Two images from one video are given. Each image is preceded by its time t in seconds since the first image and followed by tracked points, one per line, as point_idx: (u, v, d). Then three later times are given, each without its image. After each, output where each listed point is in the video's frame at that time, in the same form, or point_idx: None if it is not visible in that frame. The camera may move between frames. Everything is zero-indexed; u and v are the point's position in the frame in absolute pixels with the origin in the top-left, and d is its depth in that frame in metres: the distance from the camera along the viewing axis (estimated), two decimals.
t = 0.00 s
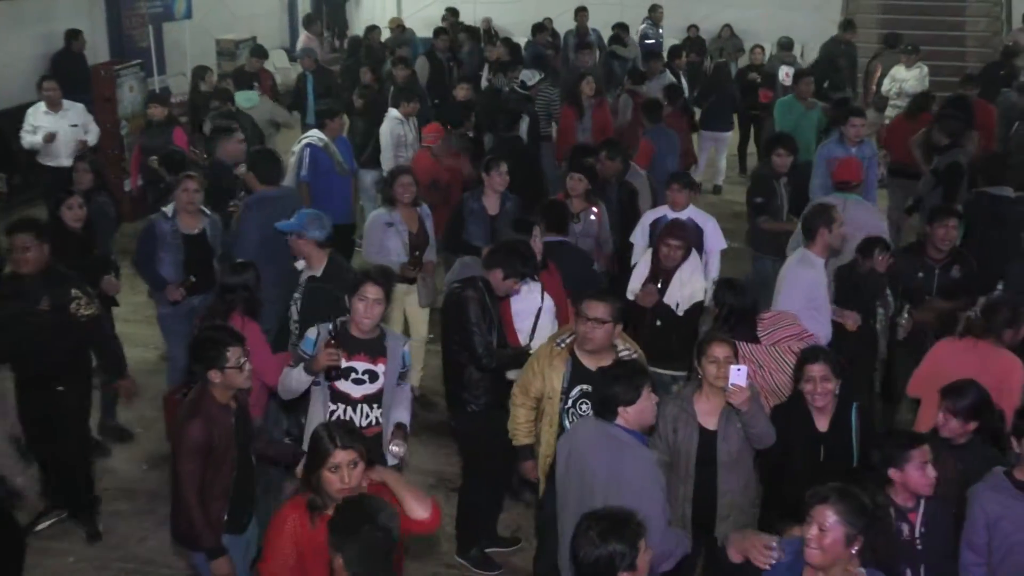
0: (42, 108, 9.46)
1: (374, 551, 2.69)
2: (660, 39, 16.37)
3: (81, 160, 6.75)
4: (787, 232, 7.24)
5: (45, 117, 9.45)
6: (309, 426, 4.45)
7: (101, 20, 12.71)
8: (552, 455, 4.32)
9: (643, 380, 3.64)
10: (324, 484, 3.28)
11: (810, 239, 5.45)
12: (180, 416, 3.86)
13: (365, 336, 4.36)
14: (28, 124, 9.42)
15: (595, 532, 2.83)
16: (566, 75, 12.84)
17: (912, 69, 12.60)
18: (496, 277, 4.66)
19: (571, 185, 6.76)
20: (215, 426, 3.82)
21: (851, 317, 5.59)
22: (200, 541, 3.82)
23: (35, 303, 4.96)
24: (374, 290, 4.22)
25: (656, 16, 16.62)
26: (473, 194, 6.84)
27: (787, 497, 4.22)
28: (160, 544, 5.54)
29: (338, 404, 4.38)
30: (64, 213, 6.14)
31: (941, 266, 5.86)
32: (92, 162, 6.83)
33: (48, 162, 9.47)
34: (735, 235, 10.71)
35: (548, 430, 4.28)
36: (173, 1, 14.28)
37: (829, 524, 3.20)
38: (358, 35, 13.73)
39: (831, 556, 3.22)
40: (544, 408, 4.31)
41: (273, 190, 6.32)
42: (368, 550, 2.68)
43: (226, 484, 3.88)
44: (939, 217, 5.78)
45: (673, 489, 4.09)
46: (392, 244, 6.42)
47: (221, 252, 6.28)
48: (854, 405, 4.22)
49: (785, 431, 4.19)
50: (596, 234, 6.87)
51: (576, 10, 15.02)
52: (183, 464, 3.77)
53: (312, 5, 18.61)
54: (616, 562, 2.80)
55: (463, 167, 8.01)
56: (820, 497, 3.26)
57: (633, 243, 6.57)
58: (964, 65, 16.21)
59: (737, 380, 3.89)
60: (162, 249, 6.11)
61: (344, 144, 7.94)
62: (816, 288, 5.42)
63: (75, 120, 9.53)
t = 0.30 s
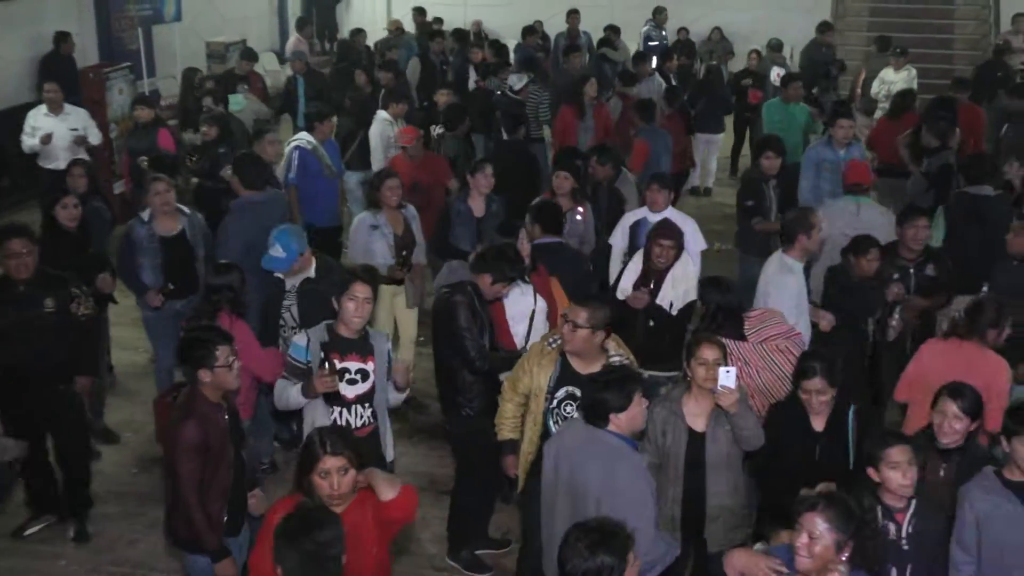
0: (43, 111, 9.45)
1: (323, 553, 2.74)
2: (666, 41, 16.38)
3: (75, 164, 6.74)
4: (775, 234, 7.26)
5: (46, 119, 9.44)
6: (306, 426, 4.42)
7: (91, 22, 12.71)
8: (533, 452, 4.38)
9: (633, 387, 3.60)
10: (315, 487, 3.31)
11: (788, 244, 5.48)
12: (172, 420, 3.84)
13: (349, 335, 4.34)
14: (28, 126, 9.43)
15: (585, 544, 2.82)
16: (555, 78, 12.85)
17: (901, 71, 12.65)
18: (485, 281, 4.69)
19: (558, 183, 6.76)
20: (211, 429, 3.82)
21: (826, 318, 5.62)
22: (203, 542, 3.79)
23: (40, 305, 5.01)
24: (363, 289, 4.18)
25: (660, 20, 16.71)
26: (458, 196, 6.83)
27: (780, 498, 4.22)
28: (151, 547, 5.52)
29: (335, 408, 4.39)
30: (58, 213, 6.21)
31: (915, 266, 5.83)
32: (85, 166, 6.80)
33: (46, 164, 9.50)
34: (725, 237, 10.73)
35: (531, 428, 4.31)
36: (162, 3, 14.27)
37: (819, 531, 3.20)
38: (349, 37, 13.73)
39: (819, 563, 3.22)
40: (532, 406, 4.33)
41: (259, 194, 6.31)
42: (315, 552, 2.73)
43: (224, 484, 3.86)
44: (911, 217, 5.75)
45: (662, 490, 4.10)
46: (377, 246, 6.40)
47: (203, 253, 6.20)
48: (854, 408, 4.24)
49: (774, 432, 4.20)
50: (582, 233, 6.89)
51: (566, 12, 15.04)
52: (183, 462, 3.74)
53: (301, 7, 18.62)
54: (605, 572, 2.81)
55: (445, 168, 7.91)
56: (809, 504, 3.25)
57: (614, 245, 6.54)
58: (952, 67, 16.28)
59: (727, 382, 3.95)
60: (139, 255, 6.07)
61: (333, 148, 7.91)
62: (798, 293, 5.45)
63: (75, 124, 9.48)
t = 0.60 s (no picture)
0: (21, 112, 9.36)
1: (266, 556, 2.72)
2: (650, 46, 16.43)
3: (49, 167, 6.68)
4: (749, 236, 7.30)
5: (23, 120, 9.33)
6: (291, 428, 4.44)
7: (64, 24, 12.62)
8: (501, 462, 4.32)
9: (592, 386, 3.59)
10: (276, 489, 3.33)
11: (758, 248, 5.53)
12: (141, 428, 3.83)
13: (335, 338, 4.33)
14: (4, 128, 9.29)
15: (553, 543, 2.82)
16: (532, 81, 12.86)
17: (875, 74, 12.76)
18: (460, 284, 4.66)
19: (528, 186, 6.73)
20: (185, 436, 3.80)
21: (797, 313, 5.63)
22: (182, 552, 3.76)
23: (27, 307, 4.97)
24: (342, 291, 4.18)
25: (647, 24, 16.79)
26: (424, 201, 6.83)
27: (761, 496, 4.24)
28: (125, 553, 5.48)
29: (317, 409, 4.37)
30: (37, 214, 6.16)
31: (881, 266, 5.81)
32: (62, 168, 6.74)
33: (23, 166, 9.37)
34: (701, 239, 10.75)
35: (496, 437, 4.28)
36: (137, 6, 14.21)
37: (804, 529, 3.01)
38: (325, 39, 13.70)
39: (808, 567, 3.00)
40: (491, 418, 4.30)
41: (235, 198, 6.31)
42: (261, 553, 2.72)
43: (201, 492, 3.85)
44: (870, 218, 5.80)
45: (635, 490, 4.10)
46: (351, 247, 6.39)
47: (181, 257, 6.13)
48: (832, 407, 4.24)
49: (753, 429, 4.24)
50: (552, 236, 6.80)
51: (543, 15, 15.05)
52: (157, 475, 3.72)
53: (277, 10, 18.58)
54: (579, 570, 2.81)
55: (417, 171, 7.89)
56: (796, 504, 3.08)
57: (586, 246, 6.57)
58: (925, 70, 16.38)
59: (697, 380, 3.95)
60: (117, 259, 6.01)
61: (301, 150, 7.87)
62: (766, 298, 5.54)
63: (53, 127, 9.40)
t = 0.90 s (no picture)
0: None
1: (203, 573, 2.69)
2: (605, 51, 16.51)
3: None
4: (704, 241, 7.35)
5: None
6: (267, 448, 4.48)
7: (10, 30, 12.45)
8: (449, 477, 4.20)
9: (522, 378, 3.63)
10: (218, 504, 3.28)
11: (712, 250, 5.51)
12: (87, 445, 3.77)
13: (306, 345, 4.30)
14: None
15: (521, 536, 2.82)
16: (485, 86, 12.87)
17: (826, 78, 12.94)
18: (415, 290, 4.68)
19: (479, 193, 6.69)
20: (132, 455, 3.74)
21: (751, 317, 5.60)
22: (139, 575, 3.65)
23: None
24: (309, 295, 4.17)
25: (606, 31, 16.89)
26: (374, 205, 6.79)
27: (718, 498, 4.28)
28: (76, 564, 5.40)
29: (287, 413, 4.35)
30: None
31: (832, 268, 5.94)
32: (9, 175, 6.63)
33: None
34: (655, 243, 10.83)
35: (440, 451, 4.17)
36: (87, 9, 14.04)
37: (772, 547, 2.93)
38: (278, 44, 13.63)
39: None
40: (432, 434, 4.19)
41: (195, 202, 6.23)
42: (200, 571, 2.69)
43: (151, 510, 3.79)
44: (820, 224, 5.91)
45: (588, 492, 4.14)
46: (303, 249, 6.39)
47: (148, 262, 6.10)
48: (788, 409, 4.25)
49: (712, 433, 4.27)
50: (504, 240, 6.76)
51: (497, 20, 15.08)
52: (105, 498, 3.64)
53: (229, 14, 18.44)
54: (546, 563, 2.81)
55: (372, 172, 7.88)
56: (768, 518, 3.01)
57: (543, 252, 6.59)
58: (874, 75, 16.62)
59: (648, 380, 3.94)
60: (78, 261, 5.96)
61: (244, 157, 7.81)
62: (719, 300, 5.48)
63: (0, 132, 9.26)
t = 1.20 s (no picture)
0: None
1: (181, 569, 2.69)
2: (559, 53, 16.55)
3: None
4: (659, 242, 7.38)
5: None
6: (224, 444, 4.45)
7: None
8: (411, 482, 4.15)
9: (466, 374, 3.60)
10: (169, 509, 3.24)
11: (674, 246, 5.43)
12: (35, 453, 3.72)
13: (265, 346, 4.26)
14: None
15: (500, 526, 2.86)
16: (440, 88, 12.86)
17: (778, 80, 13.06)
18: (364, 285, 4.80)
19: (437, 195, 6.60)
20: (78, 470, 3.70)
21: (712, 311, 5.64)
22: None
23: None
24: (269, 297, 4.15)
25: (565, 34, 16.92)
26: (327, 212, 6.77)
27: (671, 497, 4.31)
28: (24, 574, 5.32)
29: (242, 413, 4.32)
30: None
31: (795, 268, 5.98)
32: None
33: None
34: (610, 245, 10.88)
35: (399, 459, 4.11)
36: (33, 11, 13.84)
37: (727, 540, 2.91)
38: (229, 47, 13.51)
39: None
40: (389, 442, 4.15)
41: (150, 203, 6.20)
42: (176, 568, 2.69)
43: (98, 531, 3.79)
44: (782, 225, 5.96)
45: (541, 491, 4.14)
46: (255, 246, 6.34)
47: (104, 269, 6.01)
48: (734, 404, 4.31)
49: (661, 434, 4.29)
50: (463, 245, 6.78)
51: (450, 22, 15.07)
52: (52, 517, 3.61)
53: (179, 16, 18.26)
54: (521, 554, 2.84)
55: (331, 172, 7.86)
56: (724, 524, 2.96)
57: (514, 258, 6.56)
58: (825, 76, 16.83)
59: (598, 378, 3.92)
60: (37, 262, 5.87)
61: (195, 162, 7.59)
62: (681, 299, 5.40)
63: None
